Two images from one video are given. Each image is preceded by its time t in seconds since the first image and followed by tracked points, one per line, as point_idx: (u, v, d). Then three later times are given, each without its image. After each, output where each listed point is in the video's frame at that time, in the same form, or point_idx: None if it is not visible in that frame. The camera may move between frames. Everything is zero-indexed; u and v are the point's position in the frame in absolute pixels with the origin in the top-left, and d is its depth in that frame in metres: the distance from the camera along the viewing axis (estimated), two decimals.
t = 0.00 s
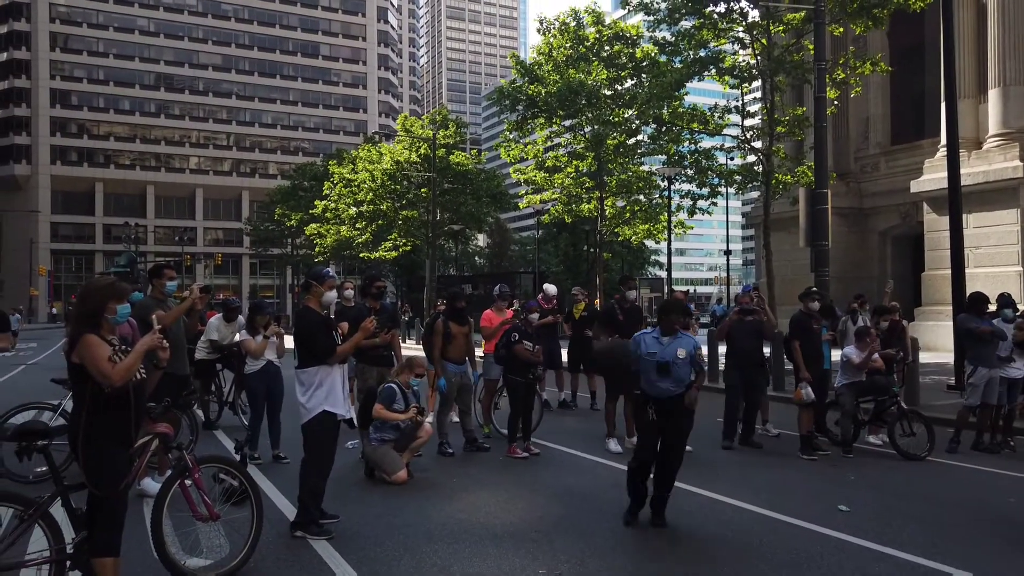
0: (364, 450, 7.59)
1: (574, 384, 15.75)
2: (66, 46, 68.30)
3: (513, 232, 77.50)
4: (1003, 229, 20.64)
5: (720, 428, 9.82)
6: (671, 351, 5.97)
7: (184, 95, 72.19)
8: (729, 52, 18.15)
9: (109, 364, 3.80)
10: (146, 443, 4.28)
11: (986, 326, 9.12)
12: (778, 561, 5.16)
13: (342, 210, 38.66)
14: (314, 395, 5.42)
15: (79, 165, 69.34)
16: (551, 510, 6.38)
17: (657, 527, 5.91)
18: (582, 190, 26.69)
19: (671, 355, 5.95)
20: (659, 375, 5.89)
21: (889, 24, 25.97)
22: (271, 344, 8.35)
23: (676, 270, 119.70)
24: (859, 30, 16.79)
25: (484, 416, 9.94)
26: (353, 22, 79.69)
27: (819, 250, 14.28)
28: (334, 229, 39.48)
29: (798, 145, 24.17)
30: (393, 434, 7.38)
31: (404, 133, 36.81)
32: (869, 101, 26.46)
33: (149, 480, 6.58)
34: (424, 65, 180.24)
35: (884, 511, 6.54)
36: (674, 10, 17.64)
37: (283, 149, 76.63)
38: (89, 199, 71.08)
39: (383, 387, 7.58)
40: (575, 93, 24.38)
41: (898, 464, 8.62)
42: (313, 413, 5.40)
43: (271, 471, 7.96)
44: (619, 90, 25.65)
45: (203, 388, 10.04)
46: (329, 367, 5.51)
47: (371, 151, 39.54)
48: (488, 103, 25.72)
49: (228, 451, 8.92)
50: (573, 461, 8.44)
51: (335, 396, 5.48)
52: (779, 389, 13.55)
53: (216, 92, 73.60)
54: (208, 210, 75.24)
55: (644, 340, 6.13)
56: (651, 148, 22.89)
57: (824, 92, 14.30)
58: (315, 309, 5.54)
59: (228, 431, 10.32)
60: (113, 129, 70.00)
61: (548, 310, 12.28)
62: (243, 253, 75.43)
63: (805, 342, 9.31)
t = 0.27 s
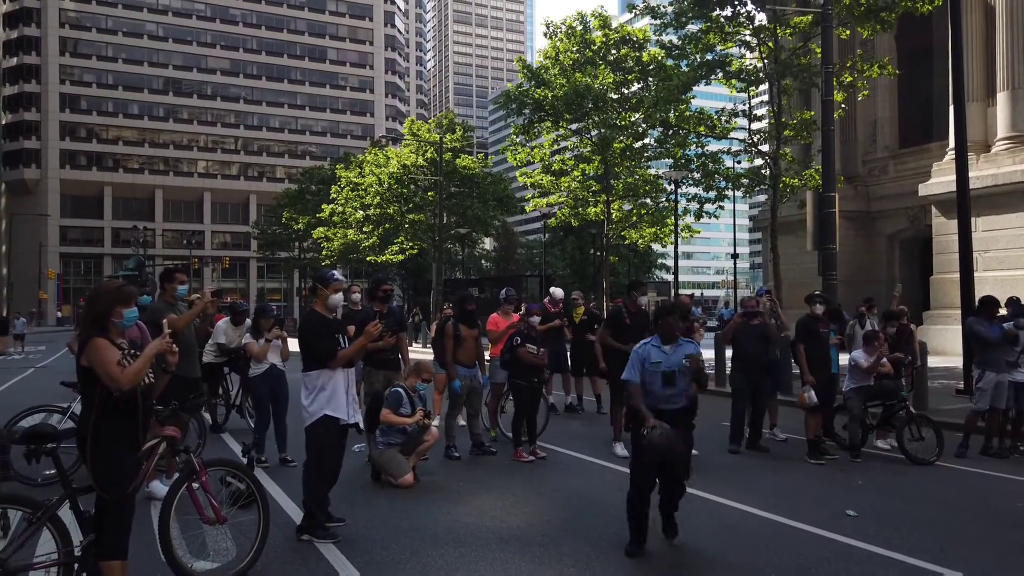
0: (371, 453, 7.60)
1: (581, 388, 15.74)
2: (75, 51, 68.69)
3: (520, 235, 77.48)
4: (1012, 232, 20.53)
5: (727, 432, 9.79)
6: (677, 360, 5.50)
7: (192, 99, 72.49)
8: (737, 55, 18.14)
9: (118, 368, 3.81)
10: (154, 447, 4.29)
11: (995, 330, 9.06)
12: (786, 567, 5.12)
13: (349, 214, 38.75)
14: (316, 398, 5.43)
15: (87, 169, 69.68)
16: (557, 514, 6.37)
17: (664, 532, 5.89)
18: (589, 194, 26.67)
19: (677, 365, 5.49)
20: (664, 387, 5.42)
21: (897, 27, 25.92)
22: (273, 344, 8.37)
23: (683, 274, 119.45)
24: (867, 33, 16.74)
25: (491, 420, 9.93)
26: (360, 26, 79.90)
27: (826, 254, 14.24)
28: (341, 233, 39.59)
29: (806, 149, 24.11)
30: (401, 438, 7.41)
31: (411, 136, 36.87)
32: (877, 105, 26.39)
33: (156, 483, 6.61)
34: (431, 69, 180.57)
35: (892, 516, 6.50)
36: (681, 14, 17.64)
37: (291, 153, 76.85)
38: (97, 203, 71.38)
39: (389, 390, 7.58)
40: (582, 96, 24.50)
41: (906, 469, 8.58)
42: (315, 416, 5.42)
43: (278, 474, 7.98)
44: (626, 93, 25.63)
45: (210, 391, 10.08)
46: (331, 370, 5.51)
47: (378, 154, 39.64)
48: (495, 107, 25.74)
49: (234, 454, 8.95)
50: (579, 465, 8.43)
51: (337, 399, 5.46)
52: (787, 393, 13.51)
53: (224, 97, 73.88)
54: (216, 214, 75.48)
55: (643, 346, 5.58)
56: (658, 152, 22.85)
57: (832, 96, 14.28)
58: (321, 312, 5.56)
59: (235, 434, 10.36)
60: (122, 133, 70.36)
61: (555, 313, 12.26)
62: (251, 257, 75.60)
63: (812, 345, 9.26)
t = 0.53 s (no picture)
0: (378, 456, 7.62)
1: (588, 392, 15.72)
2: (84, 56, 69.08)
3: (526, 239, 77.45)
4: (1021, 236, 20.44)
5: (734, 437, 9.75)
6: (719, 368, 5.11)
7: (200, 104, 72.79)
8: (743, 58, 18.13)
9: (127, 372, 3.83)
10: (163, 449, 4.29)
11: (1005, 335, 9.01)
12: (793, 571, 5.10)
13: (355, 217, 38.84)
14: (319, 402, 5.45)
15: (96, 173, 70.00)
16: (564, 518, 6.36)
17: (671, 537, 5.88)
18: (595, 197, 26.66)
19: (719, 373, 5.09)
20: (710, 396, 4.98)
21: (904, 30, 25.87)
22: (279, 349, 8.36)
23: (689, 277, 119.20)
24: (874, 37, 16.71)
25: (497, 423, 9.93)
26: (367, 31, 80.12)
27: (834, 258, 14.20)
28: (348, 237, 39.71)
29: (813, 152, 24.06)
30: (407, 442, 7.45)
31: (418, 140, 36.94)
32: (885, 108, 26.32)
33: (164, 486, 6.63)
34: (437, 73, 180.90)
35: (901, 521, 6.47)
36: (687, 18, 17.63)
37: (298, 157, 77.07)
38: (106, 207, 71.69)
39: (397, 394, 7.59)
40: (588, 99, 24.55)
41: (914, 474, 8.54)
42: (317, 420, 5.45)
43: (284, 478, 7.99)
44: (632, 97, 25.62)
45: (218, 395, 10.12)
46: (334, 374, 5.51)
47: (385, 158, 39.74)
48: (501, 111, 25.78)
49: (242, 457, 8.98)
50: (586, 469, 8.42)
51: (340, 403, 5.47)
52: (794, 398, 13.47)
53: (232, 101, 74.15)
54: (224, 218, 75.72)
55: (684, 351, 5.05)
56: (664, 156, 22.83)
57: (840, 99, 14.25)
58: (326, 316, 5.57)
59: (243, 438, 10.39)
60: (130, 137, 70.70)
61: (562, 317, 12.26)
62: (258, 260, 75.77)
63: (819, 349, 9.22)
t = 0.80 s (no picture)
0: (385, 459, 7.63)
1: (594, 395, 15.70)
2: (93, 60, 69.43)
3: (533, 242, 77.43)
4: None
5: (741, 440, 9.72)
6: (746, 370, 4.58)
7: (208, 107, 73.09)
8: (750, 61, 18.11)
9: (138, 373, 3.84)
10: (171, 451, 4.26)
11: (1015, 338, 8.96)
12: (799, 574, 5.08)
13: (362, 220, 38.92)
14: (323, 404, 5.46)
15: (105, 176, 70.32)
16: (570, 521, 6.34)
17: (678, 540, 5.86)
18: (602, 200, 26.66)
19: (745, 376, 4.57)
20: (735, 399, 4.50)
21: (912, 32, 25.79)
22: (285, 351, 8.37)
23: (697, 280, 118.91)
24: (882, 39, 16.66)
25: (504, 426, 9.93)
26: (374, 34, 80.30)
27: (841, 260, 14.15)
28: (355, 239, 39.77)
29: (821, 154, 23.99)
30: (414, 444, 7.44)
31: (425, 143, 36.99)
32: (892, 110, 26.23)
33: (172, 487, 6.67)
34: (444, 76, 181.19)
35: (909, 525, 6.44)
36: (693, 21, 17.63)
37: (305, 160, 77.27)
38: (114, 210, 72.00)
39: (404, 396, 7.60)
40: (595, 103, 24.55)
41: (922, 477, 8.50)
42: (320, 423, 5.47)
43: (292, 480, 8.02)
44: (639, 99, 25.59)
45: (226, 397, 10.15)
46: (336, 376, 5.52)
47: (392, 161, 39.81)
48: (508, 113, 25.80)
49: (249, 459, 9.01)
50: (592, 472, 8.41)
51: (343, 406, 5.48)
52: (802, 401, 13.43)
53: (239, 104, 74.42)
54: (231, 221, 75.94)
55: (711, 346, 4.47)
56: (671, 158, 22.81)
57: (847, 101, 14.20)
58: (332, 318, 5.57)
59: (250, 439, 10.41)
60: (139, 140, 71.03)
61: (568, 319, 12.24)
62: (266, 263, 75.95)
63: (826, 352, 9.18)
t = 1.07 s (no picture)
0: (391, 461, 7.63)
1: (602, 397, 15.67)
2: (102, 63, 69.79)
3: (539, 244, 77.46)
4: None
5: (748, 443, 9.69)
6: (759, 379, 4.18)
7: (215, 110, 73.36)
8: (756, 62, 18.10)
9: (144, 374, 3.85)
10: (180, 452, 4.24)
11: None
12: None
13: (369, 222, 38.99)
14: (328, 407, 5.47)
15: (113, 179, 70.62)
16: (577, 524, 6.33)
17: (685, 543, 5.84)
18: (608, 202, 26.65)
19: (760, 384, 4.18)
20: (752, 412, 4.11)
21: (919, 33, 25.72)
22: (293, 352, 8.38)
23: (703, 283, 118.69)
24: (889, 40, 16.62)
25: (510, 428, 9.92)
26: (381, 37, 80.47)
27: (849, 262, 14.10)
28: (362, 241, 39.84)
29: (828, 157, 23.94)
30: (421, 447, 7.44)
31: (431, 145, 37.05)
32: (900, 112, 26.15)
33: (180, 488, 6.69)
34: (451, 79, 181.44)
35: (918, 529, 6.40)
36: (700, 22, 17.62)
37: (312, 162, 77.47)
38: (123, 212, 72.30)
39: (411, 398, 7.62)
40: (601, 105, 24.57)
41: (931, 480, 8.45)
42: (326, 425, 5.46)
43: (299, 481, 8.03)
44: (646, 101, 25.56)
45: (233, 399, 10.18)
46: (342, 379, 5.52)
47: (399, 164, 39.90)
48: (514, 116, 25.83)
49: (257, 460, 9.03)
50: (599, 475, 8.40)
51: (348, 408, 5.48)
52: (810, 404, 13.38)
53: (247, 107, 74.70)
54: (239, 223, 76.16)
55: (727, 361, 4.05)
56: (677, 160, 22.80)
57: (855, 103, 14.16)
58: (337, 320, 5.57)
59: (258, 441, 10.44)
60: (147, 143, 71.33)
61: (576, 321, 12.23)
62: (273, 265, 76.16)
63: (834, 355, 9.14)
